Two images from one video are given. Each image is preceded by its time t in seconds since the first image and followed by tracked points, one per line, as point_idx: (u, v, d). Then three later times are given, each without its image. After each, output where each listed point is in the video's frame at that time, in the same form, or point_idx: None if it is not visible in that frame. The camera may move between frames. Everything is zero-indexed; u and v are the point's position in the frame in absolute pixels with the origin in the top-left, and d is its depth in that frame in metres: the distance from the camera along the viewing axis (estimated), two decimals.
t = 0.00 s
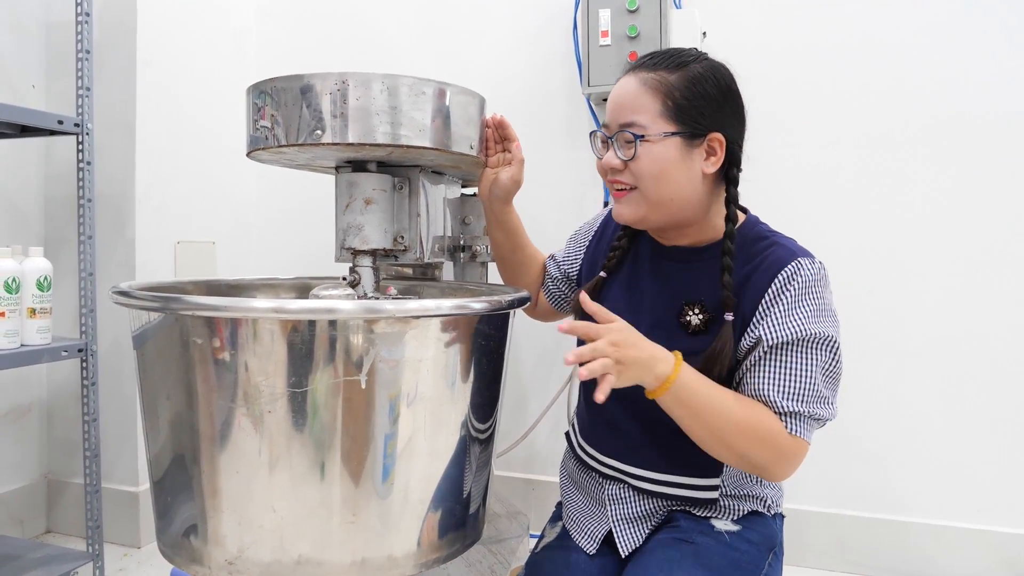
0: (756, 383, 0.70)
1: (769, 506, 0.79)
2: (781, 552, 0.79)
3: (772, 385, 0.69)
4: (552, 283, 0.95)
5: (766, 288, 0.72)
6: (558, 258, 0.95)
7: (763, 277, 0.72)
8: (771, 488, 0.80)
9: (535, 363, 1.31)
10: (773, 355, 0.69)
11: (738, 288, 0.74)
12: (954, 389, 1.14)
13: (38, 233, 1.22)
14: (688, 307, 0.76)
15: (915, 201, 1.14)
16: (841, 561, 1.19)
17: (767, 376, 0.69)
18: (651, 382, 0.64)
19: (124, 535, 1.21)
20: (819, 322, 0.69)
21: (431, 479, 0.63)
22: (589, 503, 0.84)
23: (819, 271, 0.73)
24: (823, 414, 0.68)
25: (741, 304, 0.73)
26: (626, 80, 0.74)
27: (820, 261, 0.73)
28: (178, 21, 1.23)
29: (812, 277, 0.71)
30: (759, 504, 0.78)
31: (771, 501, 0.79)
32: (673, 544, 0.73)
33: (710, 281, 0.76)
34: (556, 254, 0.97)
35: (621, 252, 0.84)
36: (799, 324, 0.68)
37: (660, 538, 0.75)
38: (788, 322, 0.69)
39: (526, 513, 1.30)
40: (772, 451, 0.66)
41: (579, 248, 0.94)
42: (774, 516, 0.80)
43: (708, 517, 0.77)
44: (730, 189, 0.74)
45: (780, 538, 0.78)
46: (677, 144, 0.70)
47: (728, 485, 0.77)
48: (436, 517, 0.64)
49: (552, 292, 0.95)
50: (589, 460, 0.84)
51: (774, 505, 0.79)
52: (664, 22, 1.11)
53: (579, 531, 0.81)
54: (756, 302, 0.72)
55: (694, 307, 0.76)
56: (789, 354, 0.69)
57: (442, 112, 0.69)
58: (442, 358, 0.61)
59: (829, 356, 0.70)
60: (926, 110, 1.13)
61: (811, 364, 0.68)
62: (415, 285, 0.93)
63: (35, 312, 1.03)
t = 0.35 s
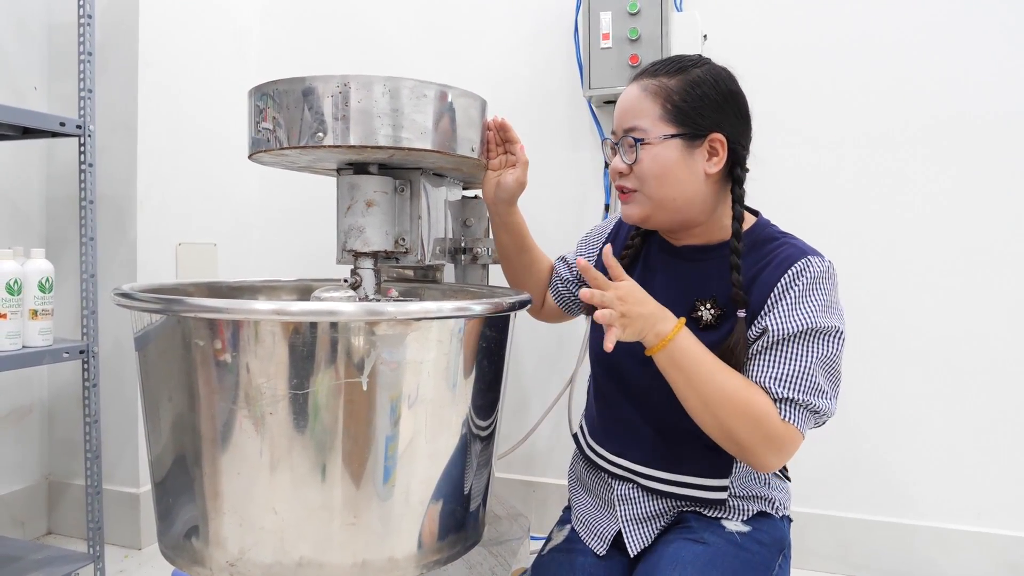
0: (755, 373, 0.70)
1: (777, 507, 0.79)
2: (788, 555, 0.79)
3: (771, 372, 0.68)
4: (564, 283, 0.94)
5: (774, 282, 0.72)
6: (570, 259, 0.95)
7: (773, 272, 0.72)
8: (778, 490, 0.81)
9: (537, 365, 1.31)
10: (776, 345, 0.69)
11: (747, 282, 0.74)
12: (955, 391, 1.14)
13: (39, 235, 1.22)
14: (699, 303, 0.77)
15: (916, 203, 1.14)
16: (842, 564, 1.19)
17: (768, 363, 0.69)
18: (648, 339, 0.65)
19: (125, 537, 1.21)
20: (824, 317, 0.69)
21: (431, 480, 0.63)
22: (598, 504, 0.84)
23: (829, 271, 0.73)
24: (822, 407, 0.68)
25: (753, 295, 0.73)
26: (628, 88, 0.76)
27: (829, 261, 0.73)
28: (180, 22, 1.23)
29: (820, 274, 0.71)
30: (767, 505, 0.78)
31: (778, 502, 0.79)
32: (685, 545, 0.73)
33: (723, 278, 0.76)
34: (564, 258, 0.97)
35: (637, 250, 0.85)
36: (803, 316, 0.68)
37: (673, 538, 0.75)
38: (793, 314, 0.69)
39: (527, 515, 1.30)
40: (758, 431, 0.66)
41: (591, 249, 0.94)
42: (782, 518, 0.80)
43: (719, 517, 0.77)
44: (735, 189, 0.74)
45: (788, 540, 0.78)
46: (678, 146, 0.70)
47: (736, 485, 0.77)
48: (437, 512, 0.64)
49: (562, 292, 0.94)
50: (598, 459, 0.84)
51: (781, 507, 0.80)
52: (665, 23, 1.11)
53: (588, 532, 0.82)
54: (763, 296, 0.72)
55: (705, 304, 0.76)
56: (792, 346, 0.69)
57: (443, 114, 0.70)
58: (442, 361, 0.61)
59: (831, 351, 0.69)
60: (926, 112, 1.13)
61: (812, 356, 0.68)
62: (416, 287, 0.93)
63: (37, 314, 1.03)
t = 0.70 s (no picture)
0: (746, 366, 0.70)
1: (772, 506, 0.79)
2: (784, 553, 0.79)
3: (762, 365, 0.69)
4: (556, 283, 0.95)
5: (769, 280, 0.72)
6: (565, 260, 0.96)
7: (769, 271, 0.73)
8: (774, 489, 0.81)
9: (536, 365, 1.31)
10: (769, 340, 0.69)
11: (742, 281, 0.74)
12: (953, 391, 1.14)
13: (39, 235, 1.22)
14: (695, 304, 0.77)
15: (914, 203, 1.14)
16: (841, 565, 1.19)
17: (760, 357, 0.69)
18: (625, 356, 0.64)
19: (125, 536, 1.21)
20: (818, 314, 0.69)
21: (430, 480, 0.63)
22: (595, 504, 0.84)
23: (825, 272, 0.73)
24: (811, 401, 0.68)
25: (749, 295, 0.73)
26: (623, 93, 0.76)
27: (825, 262, 0.73)
28: (181, 22, 1.23)
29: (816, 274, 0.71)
30: (764, 505, 0.79)
31: (774, 501, 0.79)
32: (681, 544, 0.73)
33: (718, 279, 0.76)
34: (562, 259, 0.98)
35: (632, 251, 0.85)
36: (797, 312, 0.69)
37: (668, 536, 0.75)
38: (787, 311, 0.69)
39: (526, 515, 1.30)
40: (753, 432, 0.66)
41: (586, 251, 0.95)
42: (777, 517, 0.81)
43: (715, 516, 0.77)
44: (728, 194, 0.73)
45: (784, 539, 0.79)
46: (670, 152, 0.71)
47: (731, 484, 0.77)
48: (437, 511, 0.64)
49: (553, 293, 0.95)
50: (594, 459, 0.84)
51: (776, 505, 0.80)
52: (665, 24, 1.11)
53: (585, 532, 0.82)
54: (759, 294, 0.72)
55: (700, 305, 0.77)
56: (784, 342, 0.69)
57: (443, 114, 0.70)
58: (442, 360, 0.61)
59: (822, 348, 0.69)
60: (925, 113, 1.13)
61: (806, 352, 0.68)
62: (416, 287, 0.93)
63: (37, 313, 1.03)
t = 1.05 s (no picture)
0: (734, 368, 0.70)
1: (770, 505, 0.79)
2: (782, 552, 0.79)
3: (752, 367, 0.68)
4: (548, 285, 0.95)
5: (756, 279, 0.72)
6: (558, 262, 0.95)
7: (756, 269, 0.73)
8: (771, 487, 0.81)
9: (536, 365, 1.31)
10: (758, 341, 0.69)
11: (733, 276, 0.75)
12: (954, 391, 1.14)
13: (40, 235, 1.22)
14: (682, 306, 0.77)
15: (914, 203, 1.14)
16: (841, 564, 1.19)
17: (748, 358, 0.69)
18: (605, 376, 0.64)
19: (126, 536, 1.21)
20: (806, 312, 0.69)
21: (431, 480, 0.63)
22: (592, 505, 0.84)
23: (813, 269, 0.74)
24: (799, 403, 0.68)
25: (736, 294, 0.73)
26: (650, 68, 0.74)
27: (811, 258, 0.74)
28: (182, 23, 1.24)
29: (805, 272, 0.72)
30: (761, 504, 0.78)
31: (772, 500, 0.79)
32: (677, 544, 0.73)
33: (705, 279, 0.77)
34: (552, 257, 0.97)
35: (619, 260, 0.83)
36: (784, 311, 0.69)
37: (664, 536, 0.75)
38: (774, 309, 0.69)
39: (527, 515, 1.30)
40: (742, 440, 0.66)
41: (578, 254, 0.94)
42: (775, 516, 0.80)
43: (711, 516, 0.77)
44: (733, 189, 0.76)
45: (780, 537, 0.79)
46: (704, 134, 0.70)
47: (728, 484, 0.77)
48: (438, 512, 0.64)
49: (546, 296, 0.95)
50: (590, 462, 0.83)
51: (774, 504, 0.80)
52: (665, 24, 1.11)
53: (582, 532, 0.82)
54: (746, 293, 0.73)
55: (687, 307, 0.76)
56: (774, 342, 0.69)
57: (444, 114, 0.70)
58: (443, 360, 0.61)
59: (811, 347, 0.70)
60: (926, 112, 1.13)
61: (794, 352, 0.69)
62: (416, 287, 0.93)
63: (37, 313, 1.03)
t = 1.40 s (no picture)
0: (731, 380, 0.72)
1: (770, 500, 0.79)
2: (782, 547, 0.79)
3: (743, 386, 0.71)
4: (538, 286, 0.96)
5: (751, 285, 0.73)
6: (546, 263, 0.96)
7: (750, 275, 0.73)
8: (770, 482, 0.81)
9: (537, 363, 1.31)
10: (749, 358, 0.71)
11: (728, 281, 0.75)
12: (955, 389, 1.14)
13: (41, 233, 1.22)
14: (676, 312, 0.77)
15: (915, 200, 1.14)
16: (842, 562, 1.19)
17: (739, 377, 0.71)
18: (597, 412, 0.68)
19: (126, 534, 1.21)
20: (798, 327, 0.71)
21: (432, 477, 0.63)
22: (591, 504, 0.84)
23: (805, 273, 0.74)
24: (787, 417, 0.71)
25: (733, 295, 0.73)
26: (682, 65, 0.71)
27: (804, 263, 0.74)
28: (182, 20, 1.23)
29: (798, 280, 0.72)
30: (760, 499, 0.79)
31: (771, 495, 0.79)
32: (676, 540, 0.73)
33: (699, 283, 0.77)
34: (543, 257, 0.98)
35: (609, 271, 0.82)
36: (775, 329, 0.70)
37: (663, 533, 0.76)
38: (766, 325, 0.71)
39: (527, 512, 1.30)
40: (729, 458, 0.70)
41: (565, 255, 0.94)
42: (775, 511, 0.80)
43: (710, 511, 0.77)
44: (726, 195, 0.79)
45: (780, 533, 0.78)
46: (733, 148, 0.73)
47: (726, 480, 0.77)
48: (439, 510, 0.64)
49: (538, 296, 0.97)
50: (588, 464, 0.83)
51: (774, 499, 0.80)
52: (666, 21, 1.11)
53: (580, 531, 0.81)
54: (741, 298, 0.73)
55: (681, 312, 0.76)
56: (765, 359, 0.71)
57: (444, 111, 0.70)
58: (444, 358, 0.61)
59: (801, 360, 0.72)
60: (927, 109, 1.13)
61: (784, 369, 0.71)
62: (417, 284, 0.93)
63: (38, 311, 1.03)
